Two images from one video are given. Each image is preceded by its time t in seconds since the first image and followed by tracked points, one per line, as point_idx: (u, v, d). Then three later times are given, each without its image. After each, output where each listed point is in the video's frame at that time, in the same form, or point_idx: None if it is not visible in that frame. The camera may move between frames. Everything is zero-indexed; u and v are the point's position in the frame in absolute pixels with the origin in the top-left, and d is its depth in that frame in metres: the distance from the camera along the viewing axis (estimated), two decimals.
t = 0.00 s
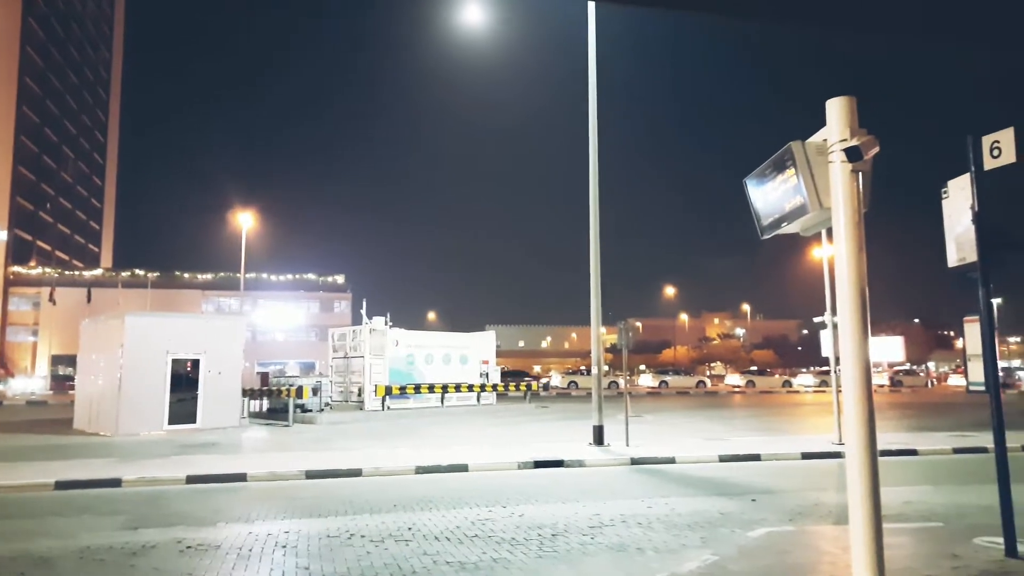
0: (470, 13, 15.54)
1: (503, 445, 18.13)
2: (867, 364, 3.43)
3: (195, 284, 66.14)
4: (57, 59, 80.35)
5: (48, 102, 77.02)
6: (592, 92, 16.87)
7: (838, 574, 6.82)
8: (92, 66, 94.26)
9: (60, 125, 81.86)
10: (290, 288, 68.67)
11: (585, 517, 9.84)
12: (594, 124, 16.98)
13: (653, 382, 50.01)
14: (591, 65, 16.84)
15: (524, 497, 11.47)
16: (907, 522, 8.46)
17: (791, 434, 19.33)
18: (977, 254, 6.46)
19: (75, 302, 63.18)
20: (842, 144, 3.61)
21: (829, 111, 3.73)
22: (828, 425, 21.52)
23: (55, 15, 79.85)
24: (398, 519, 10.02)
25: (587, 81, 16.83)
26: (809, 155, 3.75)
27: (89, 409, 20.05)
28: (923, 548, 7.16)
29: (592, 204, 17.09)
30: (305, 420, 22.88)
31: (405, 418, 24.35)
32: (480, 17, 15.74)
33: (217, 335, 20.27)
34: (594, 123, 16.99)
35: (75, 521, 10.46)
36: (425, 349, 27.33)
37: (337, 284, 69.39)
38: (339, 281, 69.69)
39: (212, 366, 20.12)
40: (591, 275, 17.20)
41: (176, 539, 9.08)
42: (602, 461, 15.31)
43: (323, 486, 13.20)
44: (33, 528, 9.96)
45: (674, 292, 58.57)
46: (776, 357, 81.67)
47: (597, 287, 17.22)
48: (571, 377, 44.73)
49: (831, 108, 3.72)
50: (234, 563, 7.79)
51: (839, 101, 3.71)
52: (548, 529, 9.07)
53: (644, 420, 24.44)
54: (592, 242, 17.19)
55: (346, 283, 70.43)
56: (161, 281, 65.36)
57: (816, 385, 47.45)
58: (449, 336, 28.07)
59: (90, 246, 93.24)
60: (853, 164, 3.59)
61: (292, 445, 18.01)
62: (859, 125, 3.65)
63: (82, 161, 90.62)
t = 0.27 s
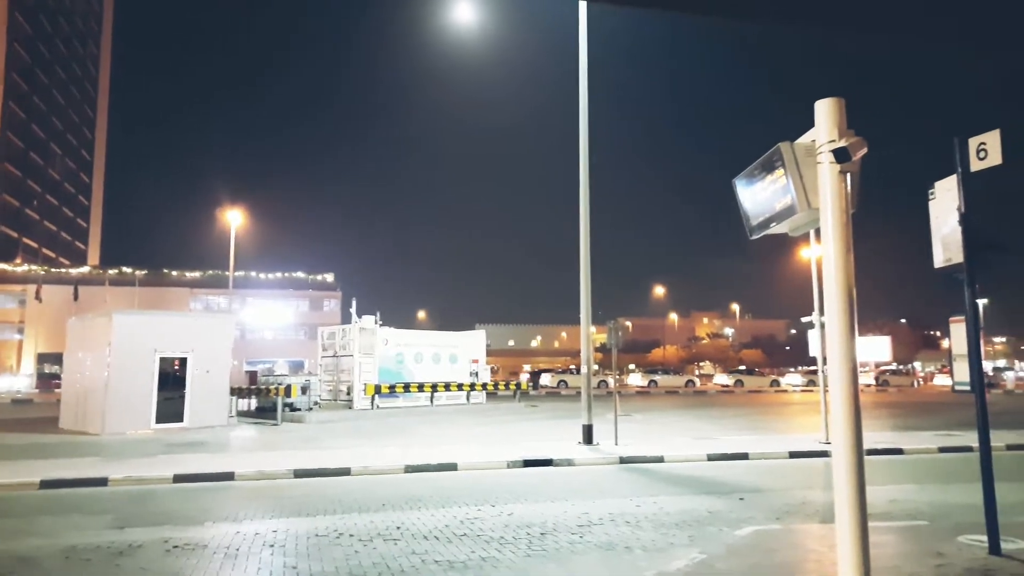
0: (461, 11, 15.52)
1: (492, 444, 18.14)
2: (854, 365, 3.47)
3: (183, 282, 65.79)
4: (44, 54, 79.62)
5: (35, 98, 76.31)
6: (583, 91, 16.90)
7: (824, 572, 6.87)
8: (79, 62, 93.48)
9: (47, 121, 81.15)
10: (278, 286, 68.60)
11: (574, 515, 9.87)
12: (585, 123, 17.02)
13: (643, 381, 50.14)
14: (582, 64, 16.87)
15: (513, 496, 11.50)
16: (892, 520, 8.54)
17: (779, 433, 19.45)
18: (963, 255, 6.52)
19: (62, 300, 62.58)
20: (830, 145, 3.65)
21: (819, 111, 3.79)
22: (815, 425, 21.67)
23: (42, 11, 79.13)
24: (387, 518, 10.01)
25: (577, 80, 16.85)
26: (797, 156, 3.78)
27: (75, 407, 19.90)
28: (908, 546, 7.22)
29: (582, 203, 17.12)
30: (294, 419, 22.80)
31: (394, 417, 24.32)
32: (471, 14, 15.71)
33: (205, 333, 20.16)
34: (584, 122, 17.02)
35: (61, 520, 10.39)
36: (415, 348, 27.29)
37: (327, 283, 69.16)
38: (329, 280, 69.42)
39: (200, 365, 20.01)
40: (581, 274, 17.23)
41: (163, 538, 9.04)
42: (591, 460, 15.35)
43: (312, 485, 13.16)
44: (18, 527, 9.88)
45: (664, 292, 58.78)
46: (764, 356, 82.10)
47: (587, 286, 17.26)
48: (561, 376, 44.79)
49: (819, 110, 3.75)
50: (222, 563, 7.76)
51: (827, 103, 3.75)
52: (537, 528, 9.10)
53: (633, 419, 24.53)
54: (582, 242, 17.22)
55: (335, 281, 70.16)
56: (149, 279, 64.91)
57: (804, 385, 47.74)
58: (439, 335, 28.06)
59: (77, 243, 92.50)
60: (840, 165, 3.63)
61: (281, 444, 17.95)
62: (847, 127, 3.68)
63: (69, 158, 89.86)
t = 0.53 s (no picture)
0: (452, 6, 15.47)
1: (482, 440, 18.16)
2: (841, 362, 3.49)
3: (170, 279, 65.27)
4: (29, 48, 78.84)
5: (20, 92, 75.51)
6: (573, 87, 16.90)
7: (810, 566, 6.93)
8: (65, 56, 92.62)
9: (33, 116, 80.39)
10: (267, 282, 68.61)
11: (563, 511, 9.89)
12: (575, 119, 17.02)
13: (632, 377, 50.30)
14: (573, 61, 16.86)
15: (503, 492, 11.51)
16: (879, 515, 8.62)
17: (767, 429, 19.56)
18: (949, 253, 6.57)
19: (48, 296, 61.84)
20: (819, 143, 3.67)
21: (805, 110, 3.81)
22: (803, 421, 21.82)
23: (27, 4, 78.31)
24: (377, 514, 10.01)
25: (568, 75, 16.84)
26: (786, 153, 3.80)
27: (62, 404, 19.76)
28: (893, 541, 7.28)
29: (572, 200, 17.14)
30: (283, 416, 22.73)
31: (384, 413, 24.30)
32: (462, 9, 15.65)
33: (192, 330, 20.06)
34: (575, 118, 17.02)
35: (48, 517, 10.31)
36: (405, 345, 27.25)
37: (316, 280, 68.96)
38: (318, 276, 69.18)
39: (188, 362, 19.91)
40: (571, 270, 17.25)
41: (151, 535, 8.99)
42: (581, 456, 15.39)
43: (301, 482, 13.13)
44: (4, 525, 9.81)
45: (654, 289, 58.97)
46: (753, 353, 82.54)
47: (577, 283, 17.28)
48: (551, 373, 44.87)
49: (807, 108, 3.77)
50: (210, 560, 7.73)
51: (814, 101, 3.77)
52: (526, 524, 9.12)
53: (623, 415, 24.62)
54: (572, 238, 17.24)
55: (324, 278, 69.94)
56: (136, 275, 64.50)
57: (792, 381, 48.04)
58: (429, 332, 28.02)
59: (64, 239, 91.73)
60: (828, 162, 3.65)
61: (270, 441, 17.89)
62: (835, 124, 3.71)
63: (55, 153, 89.07)
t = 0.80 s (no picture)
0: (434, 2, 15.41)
1: (463, 438, 18.15)
2: (818, 360, 3.54)
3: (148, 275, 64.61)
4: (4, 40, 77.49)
5: None
6: (556, 85, 16.90)
7: (786, 562, 7.02)
8: (41, 48, 91.14)
9: (7, 109, 79.04)
10: (247, 280, 68.43)
11: (544, 509, 9.91)
12: (557, 117, 17.03)
13: (613, 376, 50.53)
14: (555, 58, 16.87)
15: (484, 490, 11.51)
16: (855, 511, 8.74)
17: (746, 427, 19.75)
18: (924, 253, 6.66)
19: (22, 292, 60.87)
20: (798, 143, 3.70)
21: (786, 112, 3.85)
22: (781, 419, 22.05)
23: None
24: (357, 513, 9.97)
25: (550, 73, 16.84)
26: (766, 153, 3.84)
27: (37, 401, 19.45)
28: (868, 537, 7.39)
29: (554, 198, 17.16)
30: (262, 414, 22.55)
31: (365, 411, 24.20)
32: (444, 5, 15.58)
33: (171, 327, 19.84)
34: (557, 116, 17.03)
35: (22, 517, 10.16)
36: (386, 343, 27.15)
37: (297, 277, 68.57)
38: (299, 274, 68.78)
39: (166, 359, 19.70)
40: (553, 268, 17.28)
41: (127, 535, 8.89)
42: (561, 454, 15.43)
43: (281, 480, 13.04)
44: None
45: (635, 288, 59.25)
46: (733, 351, 83.30)
47: (559, 281, 17.30)
48: (532, 371, 44.94)
49: (787, 108, 3.81)
50: (187, 559, 7.66)
51: (795, 101, 3.80)
52: (507, 522, 9.13)
53: (603, 413, 24.72)
54: (554, 237, 17.26)
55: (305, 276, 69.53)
56: (113, 272, 63.65)
57: (770, 380, 48.52)
58: (410, 330, 27.94)
59: (39, 234, 90.31)
60: (807, 163, 3.68)
61: (249, 439, 17.74)
62: (815, 124, 3.74)
63: (31, 147, 87.64)
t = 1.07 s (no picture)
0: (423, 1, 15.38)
1: (448, 438, 18.11)
2: (803, 361, 3.57)
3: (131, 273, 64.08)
4: None
5: None
6: (543, 85, 16.92)
7: (768, 562, 7.07)
8: (23, 42, 89.97)
9: None
10: (232, 278, 68.17)
11: (529, 510, 9.91)
12: (544, 117, 17.05)
13: (599, 376, 50.60)
14: (542, 58, 16.89)
15: (469, 491, 11.50)
16: (837, 511, 8.81)
17: (730, 427, 19.87)
18: (906, 256, 6.72)
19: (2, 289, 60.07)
20: (783, 145, 3.74)
21: (771, 113, 3.88)
22: (765, 420, 22.19)
23: None
24: (341, 514, 9.93)
25: (538, 74, 16.86)
26: (751, 155, 3.86)
27: (17, 400, 19.20)
28: (849, 537, 7.44)
29: (541, 198, 17.18)
30: (246, 414, 22.39)
31: (350, 411, 24.09)
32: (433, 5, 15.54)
33: (154, 326, 19.66)
34: (544, 116, 17.05)
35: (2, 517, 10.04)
36: (372, 342, 27.05)
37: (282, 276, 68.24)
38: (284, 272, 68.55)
39: (148, 358, 19.51)
40: (540, 269, 17.30)
41: (108, 536, 8.79)
42: (547, 454, 15.44)
43: (264, 480, 12.97)
44: None
45: (621, 289, 59.44)
46: (717, 352, 83.87)
47: (545, 282, 17.32)
48: (518, 371, 44.93)
49: (773, 110, 3.84)
50: (170, 560, 7.59)
51: (780, 103, 3.83)
52: (492, 522, 9.13)
53: (589, 414, 24.75)
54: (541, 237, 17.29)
55: (290, 274, 69.23)
56: (96, 269, 62.93)
57: (755, 381, 48.85)
58: (397, 329, 27.84)
59: (20, 231, 89.11)
60: (790, 165, 3.72)
61: (233, 439, 17.60)
62: (799, 128, 3.78)
63: (11, 142, 86.46)
